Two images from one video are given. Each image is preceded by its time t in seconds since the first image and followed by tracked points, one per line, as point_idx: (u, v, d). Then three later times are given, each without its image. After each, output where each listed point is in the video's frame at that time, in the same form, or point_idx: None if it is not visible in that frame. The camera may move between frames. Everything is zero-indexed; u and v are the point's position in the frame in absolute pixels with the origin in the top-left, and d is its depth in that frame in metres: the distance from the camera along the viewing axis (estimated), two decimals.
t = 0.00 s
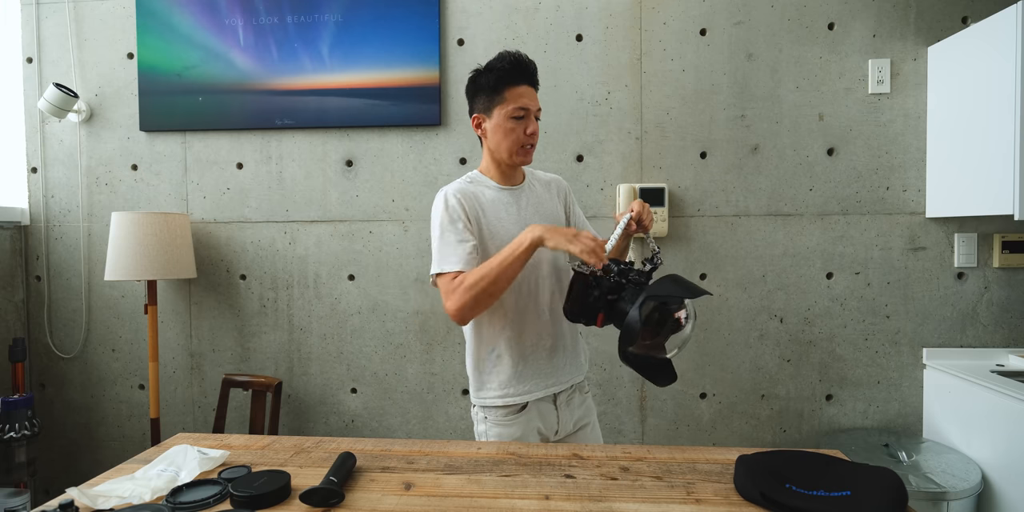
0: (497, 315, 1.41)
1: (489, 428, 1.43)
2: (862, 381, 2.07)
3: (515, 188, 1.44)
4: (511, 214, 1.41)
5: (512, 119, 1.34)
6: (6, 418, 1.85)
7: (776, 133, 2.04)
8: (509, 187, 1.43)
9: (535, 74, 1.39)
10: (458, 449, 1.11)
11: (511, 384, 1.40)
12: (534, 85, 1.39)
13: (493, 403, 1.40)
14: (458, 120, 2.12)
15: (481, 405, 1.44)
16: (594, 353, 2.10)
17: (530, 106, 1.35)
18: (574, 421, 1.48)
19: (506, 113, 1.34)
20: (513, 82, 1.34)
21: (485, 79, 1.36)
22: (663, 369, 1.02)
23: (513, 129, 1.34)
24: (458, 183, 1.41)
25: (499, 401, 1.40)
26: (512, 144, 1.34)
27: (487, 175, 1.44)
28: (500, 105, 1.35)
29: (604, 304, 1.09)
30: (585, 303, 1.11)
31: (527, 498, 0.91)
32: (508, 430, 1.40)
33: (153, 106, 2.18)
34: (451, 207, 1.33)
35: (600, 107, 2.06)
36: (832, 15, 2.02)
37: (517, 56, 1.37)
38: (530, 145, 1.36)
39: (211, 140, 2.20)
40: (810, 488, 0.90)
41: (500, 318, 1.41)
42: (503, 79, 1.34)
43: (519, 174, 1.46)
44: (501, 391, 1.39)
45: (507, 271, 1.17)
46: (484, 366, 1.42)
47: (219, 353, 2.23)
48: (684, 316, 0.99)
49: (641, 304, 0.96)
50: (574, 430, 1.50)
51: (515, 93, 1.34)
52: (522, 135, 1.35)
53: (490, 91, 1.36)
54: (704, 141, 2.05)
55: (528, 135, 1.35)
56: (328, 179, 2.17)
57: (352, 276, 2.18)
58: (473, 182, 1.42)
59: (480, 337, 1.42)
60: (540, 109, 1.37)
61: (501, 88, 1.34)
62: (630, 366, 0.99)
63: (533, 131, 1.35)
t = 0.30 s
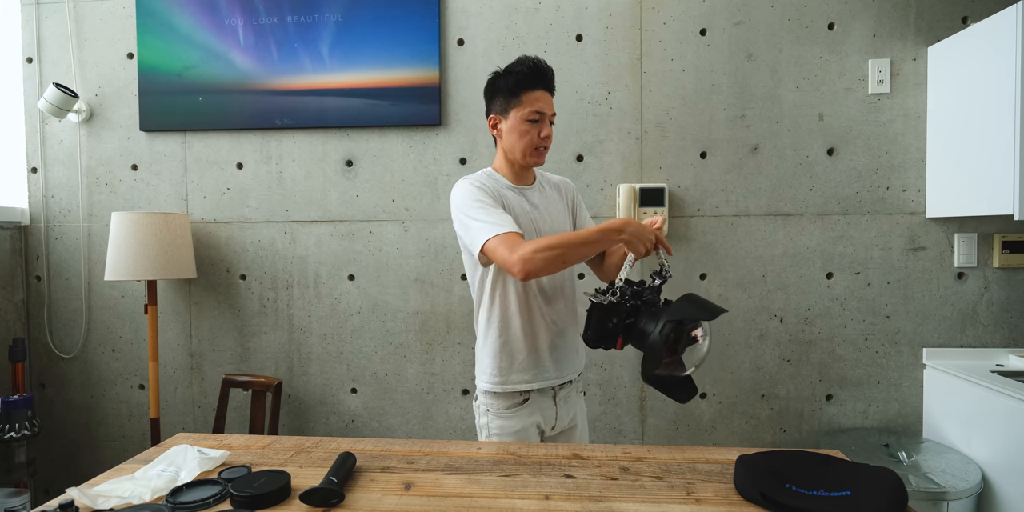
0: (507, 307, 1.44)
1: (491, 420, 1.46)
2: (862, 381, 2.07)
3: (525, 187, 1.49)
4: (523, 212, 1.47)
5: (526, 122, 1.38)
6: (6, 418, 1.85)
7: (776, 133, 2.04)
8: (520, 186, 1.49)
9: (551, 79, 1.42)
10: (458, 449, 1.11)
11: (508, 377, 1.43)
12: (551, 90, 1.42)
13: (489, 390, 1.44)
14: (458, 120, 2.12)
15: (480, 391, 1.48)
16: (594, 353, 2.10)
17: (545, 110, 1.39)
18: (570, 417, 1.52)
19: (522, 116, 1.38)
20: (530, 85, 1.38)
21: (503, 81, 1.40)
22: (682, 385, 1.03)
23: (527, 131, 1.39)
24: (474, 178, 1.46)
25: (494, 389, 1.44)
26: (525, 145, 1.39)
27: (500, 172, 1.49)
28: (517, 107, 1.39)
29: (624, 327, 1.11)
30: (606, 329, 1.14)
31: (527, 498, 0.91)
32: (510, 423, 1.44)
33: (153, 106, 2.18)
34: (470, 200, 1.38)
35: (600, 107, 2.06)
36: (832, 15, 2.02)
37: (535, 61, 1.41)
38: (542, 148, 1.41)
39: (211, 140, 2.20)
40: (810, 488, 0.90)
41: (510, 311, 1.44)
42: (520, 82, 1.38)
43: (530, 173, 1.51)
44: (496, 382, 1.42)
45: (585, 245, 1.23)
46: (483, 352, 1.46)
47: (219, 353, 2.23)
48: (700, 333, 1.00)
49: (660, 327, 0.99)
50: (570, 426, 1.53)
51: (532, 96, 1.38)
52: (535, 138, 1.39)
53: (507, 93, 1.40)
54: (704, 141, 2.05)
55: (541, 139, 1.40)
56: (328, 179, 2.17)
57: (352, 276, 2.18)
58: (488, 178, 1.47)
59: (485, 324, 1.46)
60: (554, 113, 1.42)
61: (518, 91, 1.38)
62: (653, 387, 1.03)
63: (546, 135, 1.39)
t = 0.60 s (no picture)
0: (523, 303, 1.47)
1: (499, 413, 1.49)
2: (862, 381, 2.07)
3: (542, 189, 1.53)
4: (540, 211, 1.50)
5: (549, 126, 1.42)
6: (6, 418, 1.85)
7: (776, 133, 2.04)
8: (537, 187, 1.52)
9: (574, 87, 1.46)
10: (458, 449, 1.11)
11: (520, 371, 1.46)
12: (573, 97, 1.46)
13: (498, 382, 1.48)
14: (458, 120, 2.12)
15: (490, 381, 1.51)
16: (594, 353, 2.10)
17: (567, 116, 1.42)
18: (572, 411, 1.57)
19: (544, 119, 1.42)
20: (554, 91, 1.42)
21: (528, 86, 1.44)
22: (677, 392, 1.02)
23: (550, 135, 1.42)
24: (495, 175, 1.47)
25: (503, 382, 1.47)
26: (547, 148, 1.43)
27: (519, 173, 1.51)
28: (540, 111, 1.42)
29: (627, 326, 1.11)
30: (609, 325, 1.13)
31: (527, 498, 0.91)
32: (518, 416, 1.48)
33: (152, 106, 2.18)
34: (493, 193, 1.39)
35: (600, 107, 2.06)
36: (832, 15, 2.02)
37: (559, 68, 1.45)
38: (563, 151, 1.44)
39: (211, 140, 2.20)
40: (810, 488, 0.90)
41: (525, 307, 1.47)
42: (545, 88, 1.42)
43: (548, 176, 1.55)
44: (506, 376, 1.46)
45: (599, 241, 1.23)
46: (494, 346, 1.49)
47: (219, 353, 2.23)
48: (701, 340, 1.00)
49: (665, 331, 0.99)
50: (570, 420, 1.58)
51: (555, 102, 1.42)
52: (557, 142, 1.43)
53: (532, 98, 1.43)
54: (705, 141, 2.05)
55: (562, 142, 1.43)
56: (328, 179, 2.17)
57: (352, 276, 2.18)
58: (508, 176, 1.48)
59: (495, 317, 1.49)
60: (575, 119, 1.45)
61: (542, 96, 1.42)
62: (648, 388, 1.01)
63: (567, 139, 1.43)
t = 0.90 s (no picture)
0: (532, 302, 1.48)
1: (503, 408, 1.50)
2: (862, 381, 2.07)
3: (556, 192, 1.54)
4: (553, 213, 1.52)
5: (562, 131, 1.43)
6: (6, 418, 1.85)
7: (776, 133, 2.04)
8: (552, 191, 1.54)
9: (593, 94, 1.46)
10: (458, 449, 1.11)
11: (527, 368, 1.47)
12: (592, 104, 1.46)
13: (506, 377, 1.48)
14: (458, 120, 2.12)
15: (496, 375, 1.52)
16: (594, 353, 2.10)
17: (581, 121, 1.42)
18: (575, 409, 1.57)
19: (558, 124, 1.43)
20: (571, 98, 1.42)
21: (547, 92, 1.45)
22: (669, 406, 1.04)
23: (562, 140, 1.43)
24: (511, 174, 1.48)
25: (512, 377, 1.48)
26: (559, 153, 1.44)
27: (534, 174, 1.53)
28: (555, 116, 1.43)
29: (617, 340, 1.12)
30: (599, 340, 1.14)
31: (527, 498, 0.91)
32: (522, 410, 1.48)
33: (152, 106, 2.18)
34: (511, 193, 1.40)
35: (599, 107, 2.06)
36: (832, 15, 2.02)
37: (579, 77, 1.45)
38: (576, 156, 1.45)
39: (211, 140, 2.20)
40: (810, 488, 0.90)
41: (537, 306, 1.47)
42: (562, 95, 1.43)
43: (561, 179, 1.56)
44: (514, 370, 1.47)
45: (584, 253, 1.26)
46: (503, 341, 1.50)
47: (219, 353, 2.23)
48: (689, 352, 1.02)
49: (651, 343, 1.01)
50: (573, 417, 1.58)
51: (570, 108, 1.42)
52: (568, 147, 1.44)
53: (549, 103, 1.45)
54: (705, 141, 2.05)
55: (575, 147, 1.44)
56: (328, 179, 2.17)
57: (352, 276, 2.18)
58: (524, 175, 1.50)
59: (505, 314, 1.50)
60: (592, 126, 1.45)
61: (559, 102, 1.43)
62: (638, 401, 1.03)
63: (579, 144, 1.43)
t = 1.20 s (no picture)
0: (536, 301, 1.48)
1: (505, 402, 1.50)
2: (862, 381, 2.07)
3: (565, 193, 1.54)
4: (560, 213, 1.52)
5: (564, 129, 1.43)
6: (6, 418, 1.85)
7: (776, 133, 2.04)
8: (561, 192, 1.54)
9: (602, 97, 1.45)
10: (458, 449, 1.11)
11: (528, 364, 1.47)
12: (600, 106, 1.45)
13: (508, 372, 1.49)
14: (458, 120, 2.12)
15: (498, 370, 1.53)
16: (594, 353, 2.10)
17: (583, 120, 1.41)
18: (577, 407, 1.56)
19: (561, 124, 1.44)
20: (575, 99, 1.42)
21: (556, 97, 1.48)
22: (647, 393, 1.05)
23: (563, 140, 1.43)
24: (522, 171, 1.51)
25: (514, 372, 1.49)
26: (560, 152, 1.44)
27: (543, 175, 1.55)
28: (560, 116, 1.45)
29: (596, 326, 1.14)
30: (580, 326, 1.16)
31: (527, 498, 0.91)
32: (523, 405, 1.48)
33: (152, 106, 2.18)
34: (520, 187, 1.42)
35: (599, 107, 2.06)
36: (832, 15, 2.02)
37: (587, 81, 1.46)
38: (578, 154, 1.43)
39: (211, 140, 2.20)
40: (810, 488, 0.90)
41: (540, 302, 1.48)
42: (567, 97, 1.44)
43: (572, 180, 1.55)
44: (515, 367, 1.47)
45: (557, 248, 1.27)
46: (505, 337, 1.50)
47: (219, 353, 2.23)
48: (671, 340, 0.99)
49: (626, 332, 0.99)
50: (575, 416, 1.58)
51: (573, 108, 1.42)
52: (569, 146, 1.43)
53: (556, 105, 1.47)
54: (705, 141, 2.05)
55: (576, 145, 1.42)
56: (328, 179, 2.17)
57: (352, 276, 2.18)
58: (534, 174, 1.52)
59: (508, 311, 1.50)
60: (597, 127, 1.44)
61: (563, 104, 1.44)
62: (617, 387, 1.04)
63: (580, 142, 1.42)
